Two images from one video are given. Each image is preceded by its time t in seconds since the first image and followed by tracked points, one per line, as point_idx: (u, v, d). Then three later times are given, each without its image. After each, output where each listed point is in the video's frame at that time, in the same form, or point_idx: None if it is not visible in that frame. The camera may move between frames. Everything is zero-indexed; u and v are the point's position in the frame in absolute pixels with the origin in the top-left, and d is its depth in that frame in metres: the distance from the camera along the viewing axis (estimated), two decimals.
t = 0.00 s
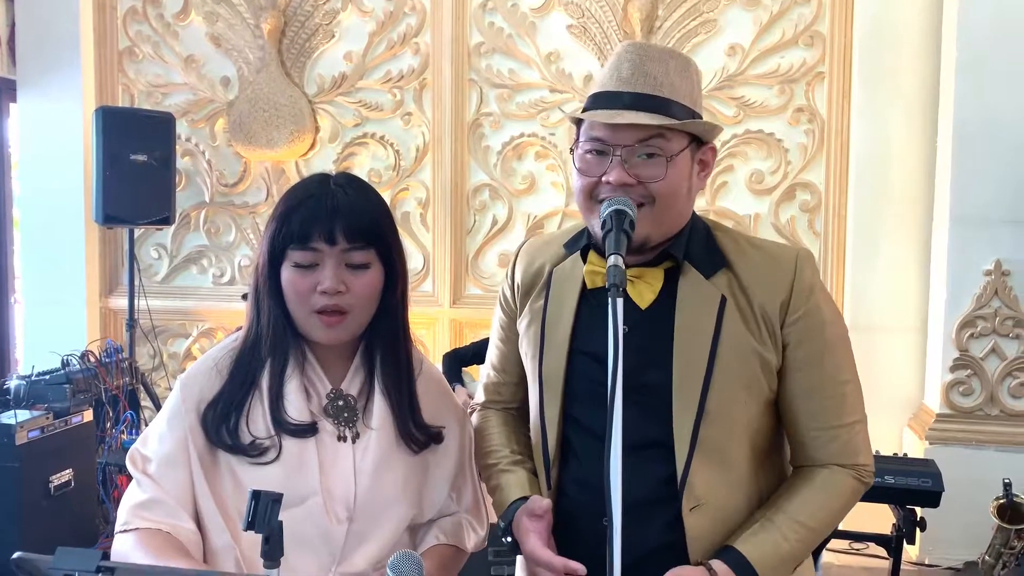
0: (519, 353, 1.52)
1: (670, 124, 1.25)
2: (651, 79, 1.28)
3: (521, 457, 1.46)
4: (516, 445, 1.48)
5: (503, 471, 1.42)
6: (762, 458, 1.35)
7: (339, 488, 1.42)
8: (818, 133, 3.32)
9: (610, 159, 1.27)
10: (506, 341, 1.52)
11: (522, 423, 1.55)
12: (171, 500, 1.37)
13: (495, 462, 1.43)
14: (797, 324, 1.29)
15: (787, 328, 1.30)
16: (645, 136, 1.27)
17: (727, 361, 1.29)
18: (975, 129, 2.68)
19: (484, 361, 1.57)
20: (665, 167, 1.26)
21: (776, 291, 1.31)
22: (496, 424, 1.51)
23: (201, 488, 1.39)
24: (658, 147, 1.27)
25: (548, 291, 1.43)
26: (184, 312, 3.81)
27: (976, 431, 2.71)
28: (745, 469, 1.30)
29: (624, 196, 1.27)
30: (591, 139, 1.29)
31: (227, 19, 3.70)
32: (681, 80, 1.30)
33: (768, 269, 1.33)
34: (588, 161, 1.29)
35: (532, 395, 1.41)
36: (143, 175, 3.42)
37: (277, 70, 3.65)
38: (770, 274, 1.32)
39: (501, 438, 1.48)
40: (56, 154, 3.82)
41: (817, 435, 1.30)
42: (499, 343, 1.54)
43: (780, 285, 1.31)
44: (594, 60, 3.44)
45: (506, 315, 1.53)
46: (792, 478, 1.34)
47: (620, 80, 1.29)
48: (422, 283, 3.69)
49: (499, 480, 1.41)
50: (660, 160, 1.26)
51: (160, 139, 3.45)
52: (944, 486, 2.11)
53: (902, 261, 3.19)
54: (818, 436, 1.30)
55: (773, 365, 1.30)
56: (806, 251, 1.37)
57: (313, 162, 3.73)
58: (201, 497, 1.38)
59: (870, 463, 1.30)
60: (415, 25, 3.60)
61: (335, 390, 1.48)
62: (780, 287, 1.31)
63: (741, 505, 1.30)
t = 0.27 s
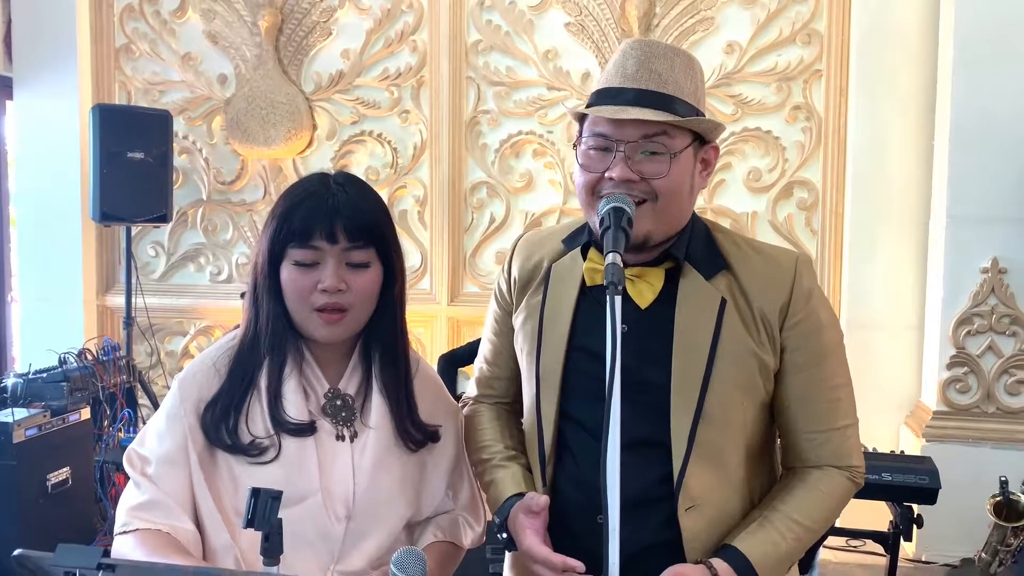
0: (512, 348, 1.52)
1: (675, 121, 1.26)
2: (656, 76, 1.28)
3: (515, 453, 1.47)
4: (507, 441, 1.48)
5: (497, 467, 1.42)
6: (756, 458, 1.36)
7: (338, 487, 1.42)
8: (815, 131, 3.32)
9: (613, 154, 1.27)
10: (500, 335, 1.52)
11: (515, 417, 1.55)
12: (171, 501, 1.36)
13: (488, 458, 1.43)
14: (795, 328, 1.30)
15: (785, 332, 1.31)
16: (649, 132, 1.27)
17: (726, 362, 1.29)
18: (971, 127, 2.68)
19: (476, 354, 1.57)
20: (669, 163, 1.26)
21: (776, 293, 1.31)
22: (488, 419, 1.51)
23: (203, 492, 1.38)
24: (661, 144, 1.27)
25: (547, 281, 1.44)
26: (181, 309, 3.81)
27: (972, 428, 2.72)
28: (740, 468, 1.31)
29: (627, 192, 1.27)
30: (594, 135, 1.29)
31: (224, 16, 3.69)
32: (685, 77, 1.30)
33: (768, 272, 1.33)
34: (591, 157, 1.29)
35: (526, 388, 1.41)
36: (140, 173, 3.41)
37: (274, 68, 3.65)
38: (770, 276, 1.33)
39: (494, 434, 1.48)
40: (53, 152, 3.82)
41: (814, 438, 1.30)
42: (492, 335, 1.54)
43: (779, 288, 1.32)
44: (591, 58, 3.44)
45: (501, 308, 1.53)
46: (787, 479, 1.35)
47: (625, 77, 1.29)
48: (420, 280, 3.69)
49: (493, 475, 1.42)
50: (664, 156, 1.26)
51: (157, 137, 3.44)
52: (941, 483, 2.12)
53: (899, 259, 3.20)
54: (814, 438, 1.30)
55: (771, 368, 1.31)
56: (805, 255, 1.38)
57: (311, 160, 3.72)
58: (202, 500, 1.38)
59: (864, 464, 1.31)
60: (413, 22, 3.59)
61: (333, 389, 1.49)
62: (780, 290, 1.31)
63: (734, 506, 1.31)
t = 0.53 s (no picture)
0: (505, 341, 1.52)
1: (673, 119, 1.26)
2: (654, 74, 1.28)
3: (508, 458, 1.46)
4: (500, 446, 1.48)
5: (490, 475, 1.41)
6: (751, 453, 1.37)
7: (328, 483, 1.42)
8: (813, 129, 3.32)
9: (611, 152, 1.27)
10: (495, 326, 1.52)
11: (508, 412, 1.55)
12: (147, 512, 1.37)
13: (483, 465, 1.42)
14: (792, 328, 1.31)
15: (783, 331, 1.31)
16: (647, 131, 1.27)
17: (724, 360, 1.30)
18: (969, 125, 2.69)
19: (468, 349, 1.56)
20: (666, 160, 1.27)
21: (774, 292, 1.32)
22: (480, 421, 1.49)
23: (190, 494, 1.38)
24: (659, 143, 1.27)
25: (544, 276, 1.43)
26: (179, 308, 3.80)
27: (968, 426, 2.72)
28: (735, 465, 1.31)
29: (625, 189, 1.27)
30: (592, 133, 1.29)
31: (221, 14, 3.69)
32: (684, 75, 1.31)
33: (766, 270, 1.33)
34: (588, 155, 1.29)
35: (521, 380, 1.41)
36: (137, 171, 3.41)
37: (271, 66, 3.64)
38: (767, 276, 1.33)
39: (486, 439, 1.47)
40: (50, 150, 3.81)
41: (808, 433, 1.31)
42: (484, 327, 1.54)
43: (777, 287, 1.32)
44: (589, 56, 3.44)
45: (495, 300, 1.52)
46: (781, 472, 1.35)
47: (623, 73, 1.30)
48: (418, 279, 3.69)
49: (486, 482, 1.41)
50: (661, 154, 1.27)
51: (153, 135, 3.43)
52: (938, 481, 2.13)
53: (895, 257, 3.20)
54: (809, 433, 1.31)
55: (768, 366, 1.31)
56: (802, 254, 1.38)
57: (308, 158, 3.72)
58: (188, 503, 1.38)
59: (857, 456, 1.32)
60: (410, 20, 3.59)
61: (324, 384, 1.49)
62: (777, 289, 1.32)
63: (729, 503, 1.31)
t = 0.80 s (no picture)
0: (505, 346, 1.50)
1: (659, 115, 1.26)
2: (637, 73, 1.28)
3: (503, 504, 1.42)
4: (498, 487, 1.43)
5: (482, 524, 1.38)
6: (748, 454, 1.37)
7: (298, 478, 1.43)
8: (810, 127, 3.32)
9: (601, 155, 1.28)
10: (491, 331, 1.50)
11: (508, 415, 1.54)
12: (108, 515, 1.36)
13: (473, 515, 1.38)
14: (791, 329, 1.31)
15: (781, 333, 1.32)
16: (634, 131, 1.27)
17: (723, 361, 1.30)
18: (965, 124, 2.69)
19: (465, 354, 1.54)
20: (656, 157, 1.27)
21: (773, 294, 1.32)
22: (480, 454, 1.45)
23: (160, 486, 1.38)
24: (648, 141, 1.27)
25: (543, 279, 1.43)
26: (176, 306, 3.80)
27: (965, 424, 2.73)
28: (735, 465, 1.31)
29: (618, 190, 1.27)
30: (582, 138, 1.29)
31: (218, 12, 3.68)
32: (667, 70, 1.30)
33: (764, 272, 1.34)
34: (579, 159, 1.29)
35: (520, 385, 1.41)
36: (134, 170, 3.40)
37: (268, 64, 3.64)
38: (766, 277, 1.33)
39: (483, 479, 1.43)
40: (46, 148, 3.80)
41: (803, 433, 1.32)
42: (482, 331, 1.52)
43: (777, 289, 1.32)
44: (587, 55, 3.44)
45: (492, 302, 1.51)
46: (776, 472, 1.36)
47: (607, 76, 1.30)
48: (415, 277, 3.69)
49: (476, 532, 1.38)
50: (652, 152, 1.27)
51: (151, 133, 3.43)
52: (934, 478, 2.12)
53: (891, 255, 3.21)
54: (804, 433, 1.32)
55: (766, 368, 1.32)
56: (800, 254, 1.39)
57: (305, 156, 3.72)
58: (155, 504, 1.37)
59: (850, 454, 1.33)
60: (407, 18, 3.59)
61: (301, 381, 1.49)
62: (776, 291, 1.32)
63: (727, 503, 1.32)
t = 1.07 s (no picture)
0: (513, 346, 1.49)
1: (645, 111, 1.26)
2: (622, 71, 1.28)
3: (501, 514, 1.45)
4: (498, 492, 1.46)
5: (478, 532, 1.43)
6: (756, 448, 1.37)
7: (271, 471, 1.42)
8: (807, 126, 3.33)
9: (592, 154, 1.28)
10: (501, 333, 1.50)
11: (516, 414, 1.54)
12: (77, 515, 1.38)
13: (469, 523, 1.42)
14: (793, 320, 1.30)
15: (783, 324, 1.31)
16: (623, 128, 1.27)
17: (724, 353, 1.30)
18: (961, 122, 2.70)
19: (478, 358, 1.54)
20: (646, 153, 1.26)
21: (773, 285, 1.32)
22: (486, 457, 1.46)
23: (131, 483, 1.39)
24: (637, 137, 1.27)
25: (545, 280, 1.44)
26: (174, 305, 3.80)
27: (962, 421, 2.74)
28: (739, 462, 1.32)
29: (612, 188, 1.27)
30: (572, 139, 1.30)
31: (215, 10, 3.68)
32: (652, 65, 1.30)
33: (763, 264, 1.34)
34: (572, 161, 1.30)
35: (527, 385, 1.41)
36: (131, 168, 3.40)
37: (266, 62, 3.64)
38: (767, 270, 1.33)
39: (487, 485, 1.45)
40: (43, 146, 3.79)
41: (814, 428, 1.31)
42: (494, 335, 1.52)
43: (777, 281, 1.32)
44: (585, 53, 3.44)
45: (502, 307, 1.52)
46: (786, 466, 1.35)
47: (593, 76, 1.30)
48: (413, 275, 3.69)
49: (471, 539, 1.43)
50: (642, 148, 1.26)
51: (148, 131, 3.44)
52: (931, 475, 2.13)
53: (888, 253, 3.21)
54: (814, 428, 1.31)
55: (769, 361, 1.31)
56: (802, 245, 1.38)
57: (303, 154, 3.71)
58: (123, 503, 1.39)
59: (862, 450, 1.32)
60: (405, 17, 3.59)
61: (272, 374, 1.48)
62: (776, 282, 1.32)
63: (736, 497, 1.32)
